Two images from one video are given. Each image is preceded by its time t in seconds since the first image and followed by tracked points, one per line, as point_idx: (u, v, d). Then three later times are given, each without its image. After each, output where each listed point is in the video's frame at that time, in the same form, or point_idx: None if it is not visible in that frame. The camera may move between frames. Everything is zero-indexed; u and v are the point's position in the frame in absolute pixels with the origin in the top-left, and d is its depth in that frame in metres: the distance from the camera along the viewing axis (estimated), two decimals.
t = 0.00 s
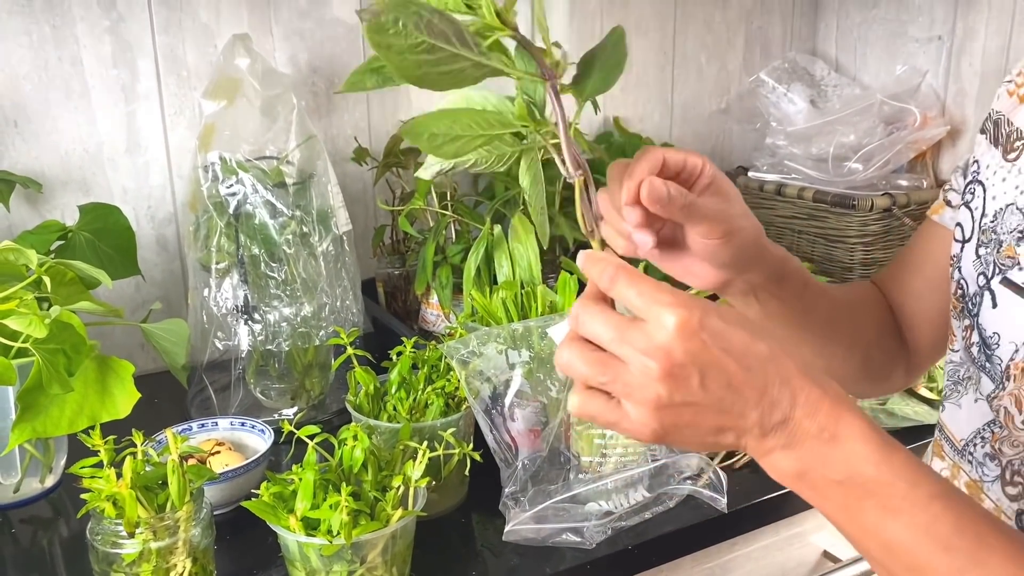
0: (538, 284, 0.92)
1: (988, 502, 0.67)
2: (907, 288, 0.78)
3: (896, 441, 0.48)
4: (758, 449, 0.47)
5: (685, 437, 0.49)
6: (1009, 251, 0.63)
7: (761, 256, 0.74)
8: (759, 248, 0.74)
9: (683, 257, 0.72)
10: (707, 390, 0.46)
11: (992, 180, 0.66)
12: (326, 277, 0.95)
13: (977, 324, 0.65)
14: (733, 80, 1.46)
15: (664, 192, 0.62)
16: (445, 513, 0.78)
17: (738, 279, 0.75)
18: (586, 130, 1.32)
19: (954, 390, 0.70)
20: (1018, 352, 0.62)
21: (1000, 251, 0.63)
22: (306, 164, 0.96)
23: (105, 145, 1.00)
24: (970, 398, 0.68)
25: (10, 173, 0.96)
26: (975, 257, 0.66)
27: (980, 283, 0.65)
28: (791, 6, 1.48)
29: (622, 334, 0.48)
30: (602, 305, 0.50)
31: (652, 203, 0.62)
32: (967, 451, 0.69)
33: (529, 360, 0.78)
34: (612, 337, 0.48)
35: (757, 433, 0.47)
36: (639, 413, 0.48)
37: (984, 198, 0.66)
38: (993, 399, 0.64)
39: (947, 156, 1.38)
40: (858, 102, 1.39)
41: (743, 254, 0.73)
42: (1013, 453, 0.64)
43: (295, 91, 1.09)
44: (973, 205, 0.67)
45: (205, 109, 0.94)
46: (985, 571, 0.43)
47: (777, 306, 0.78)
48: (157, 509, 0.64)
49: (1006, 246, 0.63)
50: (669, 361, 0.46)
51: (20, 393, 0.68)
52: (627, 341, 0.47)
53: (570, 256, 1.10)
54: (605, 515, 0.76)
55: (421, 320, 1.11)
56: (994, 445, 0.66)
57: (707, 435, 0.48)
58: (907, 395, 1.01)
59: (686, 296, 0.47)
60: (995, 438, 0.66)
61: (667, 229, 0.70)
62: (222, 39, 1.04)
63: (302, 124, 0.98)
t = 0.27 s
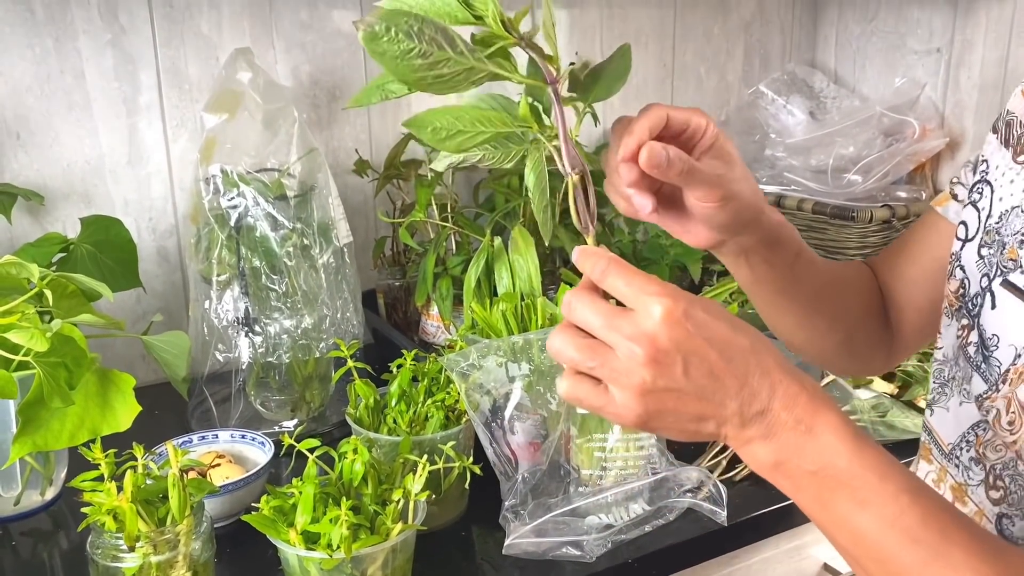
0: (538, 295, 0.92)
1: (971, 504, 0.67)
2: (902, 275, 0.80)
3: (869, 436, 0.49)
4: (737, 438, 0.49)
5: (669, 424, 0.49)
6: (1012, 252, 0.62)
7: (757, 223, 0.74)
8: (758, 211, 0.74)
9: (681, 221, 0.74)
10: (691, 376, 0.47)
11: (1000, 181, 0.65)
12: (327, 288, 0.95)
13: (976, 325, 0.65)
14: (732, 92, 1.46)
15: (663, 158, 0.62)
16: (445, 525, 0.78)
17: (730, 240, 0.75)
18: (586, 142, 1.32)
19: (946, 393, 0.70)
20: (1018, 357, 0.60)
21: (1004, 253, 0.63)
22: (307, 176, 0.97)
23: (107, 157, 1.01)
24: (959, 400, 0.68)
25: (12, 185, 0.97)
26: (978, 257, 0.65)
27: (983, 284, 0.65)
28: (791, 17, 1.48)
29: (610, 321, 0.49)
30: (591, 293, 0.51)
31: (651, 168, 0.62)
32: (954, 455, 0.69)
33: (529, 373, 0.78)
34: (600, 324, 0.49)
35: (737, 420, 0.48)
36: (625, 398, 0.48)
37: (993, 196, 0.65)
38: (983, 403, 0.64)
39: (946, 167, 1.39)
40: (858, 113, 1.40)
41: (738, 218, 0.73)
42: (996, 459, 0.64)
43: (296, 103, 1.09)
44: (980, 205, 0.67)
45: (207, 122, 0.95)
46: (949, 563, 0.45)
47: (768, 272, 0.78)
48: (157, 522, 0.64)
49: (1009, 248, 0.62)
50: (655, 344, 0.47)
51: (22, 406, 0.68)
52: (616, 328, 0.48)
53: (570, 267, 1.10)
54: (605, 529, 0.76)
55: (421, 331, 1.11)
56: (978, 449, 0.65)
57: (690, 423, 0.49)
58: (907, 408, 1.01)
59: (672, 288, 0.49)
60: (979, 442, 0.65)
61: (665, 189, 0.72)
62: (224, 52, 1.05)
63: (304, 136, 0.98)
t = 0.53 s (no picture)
0: (536, 311, 0.92)
1: (970, 520, 0.66)
2: (903, 270, 0.80)
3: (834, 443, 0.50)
4: (705, 434, 0.50)
5: (645, 417, 0.51)
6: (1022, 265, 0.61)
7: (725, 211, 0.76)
8: (724, 200, 0.76)
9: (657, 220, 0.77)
10: (672, 369, 0.49)
11: (1017, 192, 0.64)
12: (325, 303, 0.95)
13: (982, 337, 0.65)
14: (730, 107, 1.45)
15: (617, 162, 0.63)
16: (442, 543, 0.78)
17: (704, 229, 0.77)
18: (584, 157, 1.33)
19: (949, 404, 0.70)
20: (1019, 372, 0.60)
21: (1015, 265, 0.62)
22: (306, 192, 0.97)
23: (107, 172, 1.01)
24: (961, 413, 0.67)
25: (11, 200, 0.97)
26: (992, 268, 0.65)
27: (994, 295, 0.64)
28: (789, 31, 1.48)
29: (599, 313, 0.50)
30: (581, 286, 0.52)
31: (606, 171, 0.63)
32: (955, 470, 0.68)
33: (527, 390, 0.78)
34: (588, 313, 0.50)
35: (709, 416, 0.49)
36: (608, 385, 0.50)
37: (1006, 206, 0.65)
38: (982, 416, 0.63)
39: (945, 182, 1.39)
40: (856, 128, 1.42)
41: (707, 209, 0.75)
42: (993, 475, 0.63)
43: (296, 118, 1.09)
44: (995, 215, 0.66)
45: (206, 138, 0.95)
46: (902, 560, 0.46)
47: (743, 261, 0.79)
48: (154, 540, 0.64)
49: (1020, 260, 0.62)
50: (642, 335, 0.49)
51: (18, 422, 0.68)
52: (605, 317, 0.50)
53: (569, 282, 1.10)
54: (603, 546, 0.76)
55: (420, 346, 1.11)
56: (978, 464, 0.65)
57: (665, 415, 0.50)
58: (906, 423, 1.01)
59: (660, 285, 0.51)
60: (977, 457, 0.65)
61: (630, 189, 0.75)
62: (223, 67, 1.05)
63: (302, 152, 0.99)
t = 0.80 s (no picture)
0: (536, 325, 0.91)
1: (979, 541, 0.66)
2: (913, 284, 0.80)
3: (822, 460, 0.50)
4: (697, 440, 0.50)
5: (642, 418, 0.50)
6: None
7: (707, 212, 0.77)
8: (696, 199, 0.76)
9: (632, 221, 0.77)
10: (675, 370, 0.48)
11: None
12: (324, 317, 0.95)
13: (994, 355, 0.64)
14: (730, 119, 1.45)
15: (576, 158, 0.64)
16: (441, 559, 0.77)
17: (683, 232, 0.78)
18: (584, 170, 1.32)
19: (961, 423, 0.69)
20: None
21: None
22: (305, 205, 0.97)
23: (106, 184, 1.01)
24: (971, 433, 0.67)
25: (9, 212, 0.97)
26: (1006, 285, 0.64)
27: (1008, 312, 0.63)
28: (789, 43, 1.48)
29: (609, 309, 0.50)
30: (588, 287, 0.52)
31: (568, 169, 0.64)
32: (965, 489, 0.67)
33: (527, 405, 0.77)
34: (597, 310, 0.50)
35: (704, 421, 0.49)
36: (612, 380, 0.49)
37: (1020, 222, 0.64)
38: (992, 436, 0.63)
39: (945, 195, 1.39)
40: (856, 141, 1.42)
41: (677, 210, 0.76)
42: (1002, 496, 0.62)
43: (295, 131, 1.09)
44: (1009, 232, 0.65)
45: (205, 151, 0.95)
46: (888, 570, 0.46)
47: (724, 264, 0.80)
48: (150, 557, 0.63)
49: None
50: (654, 333, 0.48)
51: (14, 437, 0.67)
52: (615, 314, 0.49)
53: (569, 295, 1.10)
54: (603, 563, 0.75)
55: (419, 359, 1.10)
56: (987, 485, 0.64)
57: (664, 418, 0.49)
58: (908, 438, 1.01)
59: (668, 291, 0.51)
60: (987, 477, 0.64)
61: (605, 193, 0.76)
62: (223, 80, 1.05)
63: (301, 165, 0.99)
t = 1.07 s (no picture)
0: (534, 345, 0.91)
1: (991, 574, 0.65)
2: (913, 295, 0.80)
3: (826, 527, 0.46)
4: (688, 492, 0.47)
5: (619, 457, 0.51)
6: None
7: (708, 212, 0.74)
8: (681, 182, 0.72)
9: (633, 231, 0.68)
10: (648, 416, 0.47)
11: None
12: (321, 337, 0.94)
13: (1001, 383, 0.64)
14: (729, 138, 1.46)
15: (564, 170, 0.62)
16: None
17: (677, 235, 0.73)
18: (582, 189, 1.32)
19: (969, 453, 0.69)
20: None
21: None
22: (303, 224, 0.97)
23: (104, 204, 1.01)
24: (981, 463, 0.67)
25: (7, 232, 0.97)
26: (1015, 312, 0.64)
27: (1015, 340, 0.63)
28: (788, 63, 1.48)
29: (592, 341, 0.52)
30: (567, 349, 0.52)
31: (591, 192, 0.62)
32: (975, 521, 0.67)
33: (524, 429, 0.77)
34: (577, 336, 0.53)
35: (689, 476, 0.46)
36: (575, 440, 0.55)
37: None
38: (1001, 466, 0.62)
39: (944, 214, 1.39)
40: (855, 160, 1.43)
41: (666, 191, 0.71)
42: (1013, 528, 0.62)
43: (294, 150, 1.09)
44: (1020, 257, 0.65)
45: (202, 171, 0.95)
46: None
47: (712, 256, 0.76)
48: None
49: None
50: (624, 381, 0.48)
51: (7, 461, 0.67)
52: (594, 345, 0.51)
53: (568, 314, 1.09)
54: None
55: (416, 378, 1.10)
56: (997, 516, 0.64)
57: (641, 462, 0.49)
58: (908, 460, 1.00)
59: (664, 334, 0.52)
60: (998, 509, 0.64)
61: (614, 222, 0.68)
62: (222, 99, 1.05)
63: (299, 186, 0.99)
